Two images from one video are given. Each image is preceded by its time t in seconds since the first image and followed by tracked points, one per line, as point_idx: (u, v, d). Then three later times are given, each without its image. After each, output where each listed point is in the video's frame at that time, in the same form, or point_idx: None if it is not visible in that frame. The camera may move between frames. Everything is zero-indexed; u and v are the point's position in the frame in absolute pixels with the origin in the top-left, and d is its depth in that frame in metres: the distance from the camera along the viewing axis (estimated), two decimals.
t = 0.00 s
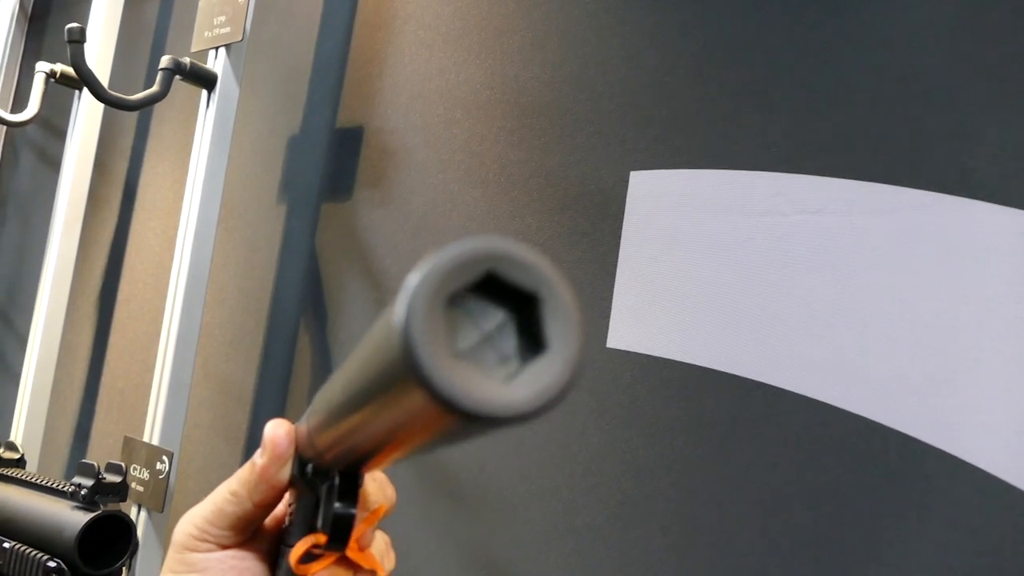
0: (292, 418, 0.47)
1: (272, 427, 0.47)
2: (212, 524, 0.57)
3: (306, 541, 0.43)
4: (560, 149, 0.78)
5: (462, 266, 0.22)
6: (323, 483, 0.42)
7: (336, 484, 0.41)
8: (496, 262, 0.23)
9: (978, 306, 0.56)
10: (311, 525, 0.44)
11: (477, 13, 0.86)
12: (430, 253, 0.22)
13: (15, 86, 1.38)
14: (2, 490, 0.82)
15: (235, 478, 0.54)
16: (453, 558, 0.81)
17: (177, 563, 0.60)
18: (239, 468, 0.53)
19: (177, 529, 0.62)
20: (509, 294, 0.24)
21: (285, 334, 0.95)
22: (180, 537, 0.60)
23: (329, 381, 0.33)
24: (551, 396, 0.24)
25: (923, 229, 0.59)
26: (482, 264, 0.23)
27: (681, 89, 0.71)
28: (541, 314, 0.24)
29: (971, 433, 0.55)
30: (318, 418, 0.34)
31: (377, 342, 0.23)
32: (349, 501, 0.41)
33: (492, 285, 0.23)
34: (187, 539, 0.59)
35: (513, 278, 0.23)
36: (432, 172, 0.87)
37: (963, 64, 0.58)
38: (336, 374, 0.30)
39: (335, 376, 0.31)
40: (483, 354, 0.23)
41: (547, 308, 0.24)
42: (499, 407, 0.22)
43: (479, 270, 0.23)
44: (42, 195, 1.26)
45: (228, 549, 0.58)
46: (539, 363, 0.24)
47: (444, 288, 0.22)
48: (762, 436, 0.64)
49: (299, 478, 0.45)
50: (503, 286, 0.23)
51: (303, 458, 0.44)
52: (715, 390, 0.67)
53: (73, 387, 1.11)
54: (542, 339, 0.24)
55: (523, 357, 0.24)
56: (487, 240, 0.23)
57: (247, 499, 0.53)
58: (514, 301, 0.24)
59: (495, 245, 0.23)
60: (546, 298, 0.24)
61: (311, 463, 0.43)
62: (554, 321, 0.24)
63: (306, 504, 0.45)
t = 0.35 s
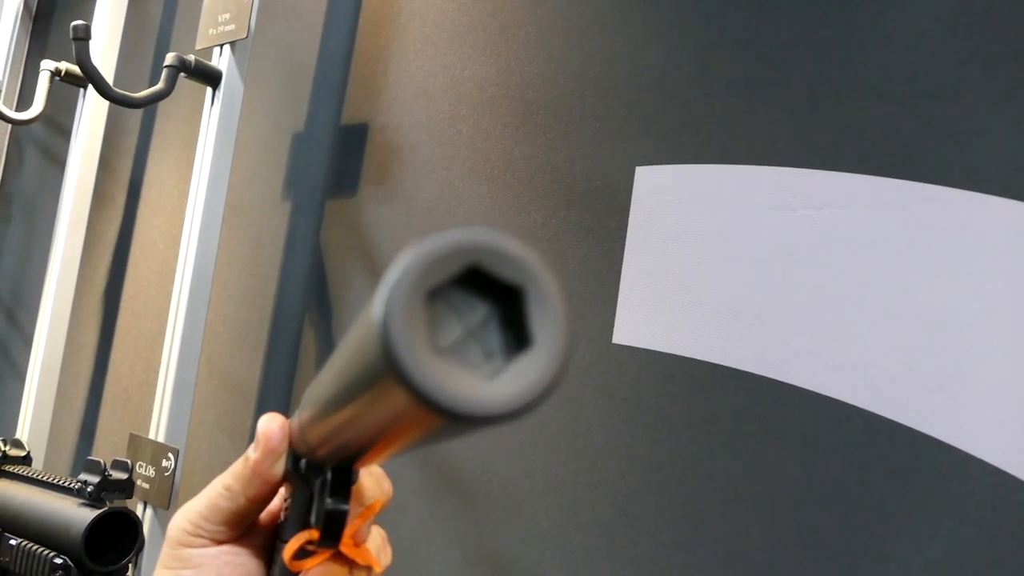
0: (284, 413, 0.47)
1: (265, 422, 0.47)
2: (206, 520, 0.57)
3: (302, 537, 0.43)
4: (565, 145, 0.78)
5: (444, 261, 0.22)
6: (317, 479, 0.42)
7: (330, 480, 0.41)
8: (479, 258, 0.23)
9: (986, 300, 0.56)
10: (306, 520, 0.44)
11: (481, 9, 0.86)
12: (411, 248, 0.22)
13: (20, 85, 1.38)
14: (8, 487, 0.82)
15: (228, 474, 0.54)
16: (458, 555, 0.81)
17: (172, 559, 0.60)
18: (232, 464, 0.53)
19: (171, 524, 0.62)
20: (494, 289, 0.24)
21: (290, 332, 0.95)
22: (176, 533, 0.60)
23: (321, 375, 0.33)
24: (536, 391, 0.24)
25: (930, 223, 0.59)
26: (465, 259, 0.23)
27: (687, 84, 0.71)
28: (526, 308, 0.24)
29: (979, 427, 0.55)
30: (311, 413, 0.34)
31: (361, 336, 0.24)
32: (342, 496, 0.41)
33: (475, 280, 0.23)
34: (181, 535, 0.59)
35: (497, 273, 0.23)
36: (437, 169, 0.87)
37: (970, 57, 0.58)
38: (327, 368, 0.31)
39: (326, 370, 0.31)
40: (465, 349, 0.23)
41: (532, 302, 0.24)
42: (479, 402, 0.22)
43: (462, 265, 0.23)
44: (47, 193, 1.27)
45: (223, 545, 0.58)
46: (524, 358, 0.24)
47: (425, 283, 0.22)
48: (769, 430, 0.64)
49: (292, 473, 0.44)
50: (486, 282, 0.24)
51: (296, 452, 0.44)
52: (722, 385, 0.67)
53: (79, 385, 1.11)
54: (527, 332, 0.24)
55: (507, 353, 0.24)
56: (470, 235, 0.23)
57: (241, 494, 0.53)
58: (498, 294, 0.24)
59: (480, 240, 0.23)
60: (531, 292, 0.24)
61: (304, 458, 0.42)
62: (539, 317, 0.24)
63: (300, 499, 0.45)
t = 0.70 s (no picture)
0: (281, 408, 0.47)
1: (262, 417, 0.47)
2: (203, 515, 0.57)
3: (300, 531, 0.43)
4: (567, 140, 0.78)
5: (445, 251, 0.21)
6: (315, 473, 0.42)
7: (329, 475, 0.40)
8: (480, 248, 0.22)
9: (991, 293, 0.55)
10: (303, 515, 0.44)
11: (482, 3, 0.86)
12: (411, 238, 0.21)
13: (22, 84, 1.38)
14: (11, 485, 0.82)
15: (224, 469, 0.53)
16: (461, 551, 0.81)
17: (172, 552, 0.60)
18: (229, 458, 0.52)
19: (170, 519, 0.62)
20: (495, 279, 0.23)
21: (292, 329, 0.95)
22: (174, 527, 0.60)
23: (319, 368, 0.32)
24: (539, 383, 0.22)
25: (933, 215, 0.58)
26: (465, 248, 0.22)
27: (688, 77, 0.70)
28: (527, 298, 0.23)
29: (985, 420, 0.55)
30: (309, 406, 0.34)
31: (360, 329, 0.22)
32: (339, 491, 0.41)
33: (475, 271, 0.22)
34: (180, 530, 0.59)
35: (499, 262, 0.22)
36: (438, 164, 0.86)
37: (975, 49, 0.57)
38: (325, 360, 0.30)
39: (325, 363, 0.30)
40: (465, 341, 0.22)
41: (533, 292, 0.23)
42: (481, 395, 0.21)
43: (463, 256, 0.22)
44: (49, 192, 1.27)
45: (219, 540, 0.58)
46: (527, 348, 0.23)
47: (426, 273, 0.21)
48: (772, 425, 0.63)
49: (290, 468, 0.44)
50: (488, 272, 0.22)
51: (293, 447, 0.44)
52: (725, 379, 0.66)
53: (82, 383, 1.11)
54: (528, 323, 0.23)
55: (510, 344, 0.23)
56: (471, 225, 0.22)
57: (237, 489, 0.53)
58: (499, 286, 0.23)
59: (481, 229, 0.22)
60: (532, 283, 0.23)
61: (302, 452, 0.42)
62: (541, 307, 0.23)
63: (297, 494, 0.44)
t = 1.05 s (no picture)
0: (293, 413, 0.47)
1: (273, 422, 0.47)
2: (213, 518, 0.57)
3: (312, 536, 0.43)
4: (565, 140, 0.78)
5: (469, 272, 0.21)
6: (326, 479, 0.42)
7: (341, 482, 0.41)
8: (502, 268, 0.22)
9: (988, 291, 0.55)
10: (314, 520, 0.44)
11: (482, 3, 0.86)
12: (437, 258, 0.21)
13: (24, 86, 1.39)
14: (15, 485, 0.83)
15: (235, 472, 0.54)
16: (462, 550, 0.81)
17: (180, 555, 0.60)
18: (240, 461, 0.53)
19: (178, 521, 0.62)
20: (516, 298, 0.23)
21: (294, 328, 0.96)
22: (183, 530, 0.60)
23: (336, 375, 0.32)
24: (558, 402, 0.22)
25: (931, 214, 0.58)
26: (489, 268, 0.22)
27: (686, 77, 0.71)
28: (548, 316, 0.23)
29: (981, 419, 0.55)
30: (322, 413, 0.34)
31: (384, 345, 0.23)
32: (353, 497, 0.41)
33: (499, 291, 0.22)
34: (189, 532, 0.59)
35: (520, 281, 0.22)
36: (438, 164, 0.87)
37: (971, 47, 0.57)
38: (342, 370, 0.30)
39: (342, 370, 0.31)
40: (489, 358, 0.22)
41: (553, 309, 0.23)
42: (504, 414, 0.21)
43: (487, 275, 0.22)
44: (52, 192, 1.27)
45: (229, 542, 0.59)
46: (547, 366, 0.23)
47: (450, 294, 0.21)
48: (770, 424, 0.64)
49: (300, 472, 0.45)
50: (509, 290, 0.22)
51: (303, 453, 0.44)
52: (724, 378, 0.66)
53: (85, 383, 1.12)
54: (548, 343, 0.23)
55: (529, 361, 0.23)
56: (493, 245, 0.22)
57: (248, 492, 0.53)
58: (521, 305, 0.23)
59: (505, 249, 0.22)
60: (554, 302, 0.23)
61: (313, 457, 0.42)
62: (561, 324, 0.23)
63: (307, 499, 0.45)
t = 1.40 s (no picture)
0: (299, 403, 0.48)
1: (279, 412, 0.47)
2: (218, 508, 0.58)
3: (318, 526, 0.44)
4: (568, 139, 0.78)
5: (486, 265, 0.21)
6: (333, 469, 0.43)
7: (349, 473, 0.41)
8: (518, 261, 0.22)
9: (990, 288, 0.56)
10: (321, 510, 0.45)
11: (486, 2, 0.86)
12: (454, 248, 0.22)
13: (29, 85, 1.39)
14: (22, 482, 0.83)
15: (241, 462, 0.54)
16: (466, 546, 0.81)
17: (184, 546, 0.61)
18: (246, 452, 0.53)
19: (182, 511, 0.63)
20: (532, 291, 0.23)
21: (298, 326, 0.96)
22: (188, 520, 0.61)
23: (345, 369, 0.32)
24: (577, 394, 0.23)
25: (933, 213, 0.59)
26: (505, 260, 0.22)
27: (689, 77, 0.71)
28: (565, 310, 0.23)
29: (983, 415, 0.55)
30: (330, 404, 0.34)
31: (400, 339, 0.23)
32: (360, 488, 0.42)
33: (516, 283, 0.22)
34: (194, 523, 0.60)
35: (537, 273, 0.22)
36: (442, 163, 0.87)
37: (972, 47, 0.58)
38: (353, 364, 0.30)
39: (352, 364, 0.31)
40: (507, 351, 0.22)
41: (572, 302, 0.23)
42: (521, 403, 0.21)
43: (503, 268, 0.22)
44: (57, 191, 1.28)
45: (235, 532, 0.59)
46: (565, 359, 0.23)
47: (468, 286, 0.21)
48: (772, 421, 0.64)
49: (306, 462, 0.45)
50: (526, 283, 0.23)
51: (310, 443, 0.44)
52: (727, 375, 0.67)
53: (90, 380, 1.12)
54: (566, 333, 0.23)
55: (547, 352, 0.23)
56: (509, 238, 0.22)
57: (255, 482, 0.54)
58: (538, 296, 0.23)
59: (522, 242, 0.22)
60: (571, 293, 0.23)
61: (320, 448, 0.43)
62: (578, 316, 0.23)
63: (314, 488, 0.45)
